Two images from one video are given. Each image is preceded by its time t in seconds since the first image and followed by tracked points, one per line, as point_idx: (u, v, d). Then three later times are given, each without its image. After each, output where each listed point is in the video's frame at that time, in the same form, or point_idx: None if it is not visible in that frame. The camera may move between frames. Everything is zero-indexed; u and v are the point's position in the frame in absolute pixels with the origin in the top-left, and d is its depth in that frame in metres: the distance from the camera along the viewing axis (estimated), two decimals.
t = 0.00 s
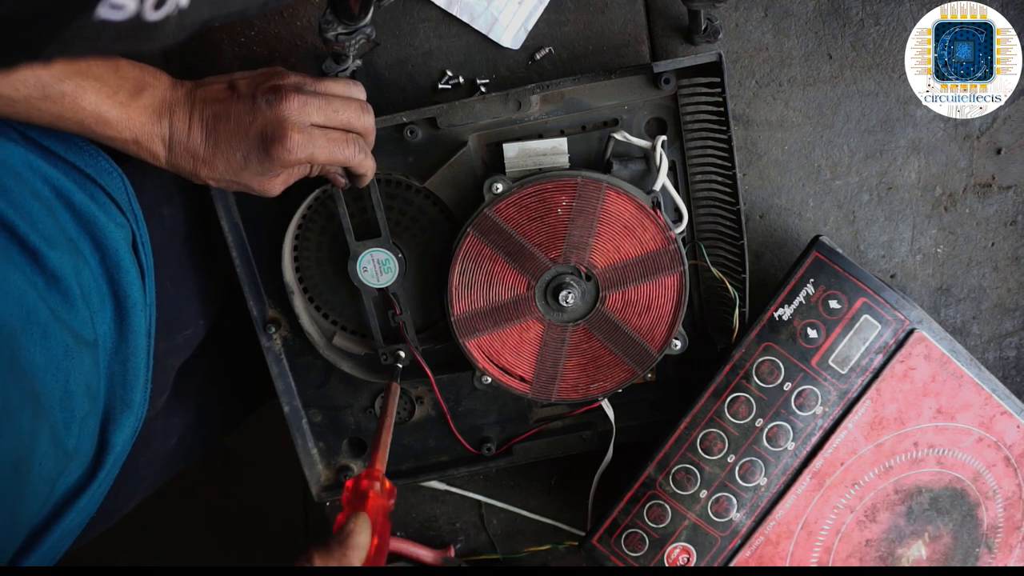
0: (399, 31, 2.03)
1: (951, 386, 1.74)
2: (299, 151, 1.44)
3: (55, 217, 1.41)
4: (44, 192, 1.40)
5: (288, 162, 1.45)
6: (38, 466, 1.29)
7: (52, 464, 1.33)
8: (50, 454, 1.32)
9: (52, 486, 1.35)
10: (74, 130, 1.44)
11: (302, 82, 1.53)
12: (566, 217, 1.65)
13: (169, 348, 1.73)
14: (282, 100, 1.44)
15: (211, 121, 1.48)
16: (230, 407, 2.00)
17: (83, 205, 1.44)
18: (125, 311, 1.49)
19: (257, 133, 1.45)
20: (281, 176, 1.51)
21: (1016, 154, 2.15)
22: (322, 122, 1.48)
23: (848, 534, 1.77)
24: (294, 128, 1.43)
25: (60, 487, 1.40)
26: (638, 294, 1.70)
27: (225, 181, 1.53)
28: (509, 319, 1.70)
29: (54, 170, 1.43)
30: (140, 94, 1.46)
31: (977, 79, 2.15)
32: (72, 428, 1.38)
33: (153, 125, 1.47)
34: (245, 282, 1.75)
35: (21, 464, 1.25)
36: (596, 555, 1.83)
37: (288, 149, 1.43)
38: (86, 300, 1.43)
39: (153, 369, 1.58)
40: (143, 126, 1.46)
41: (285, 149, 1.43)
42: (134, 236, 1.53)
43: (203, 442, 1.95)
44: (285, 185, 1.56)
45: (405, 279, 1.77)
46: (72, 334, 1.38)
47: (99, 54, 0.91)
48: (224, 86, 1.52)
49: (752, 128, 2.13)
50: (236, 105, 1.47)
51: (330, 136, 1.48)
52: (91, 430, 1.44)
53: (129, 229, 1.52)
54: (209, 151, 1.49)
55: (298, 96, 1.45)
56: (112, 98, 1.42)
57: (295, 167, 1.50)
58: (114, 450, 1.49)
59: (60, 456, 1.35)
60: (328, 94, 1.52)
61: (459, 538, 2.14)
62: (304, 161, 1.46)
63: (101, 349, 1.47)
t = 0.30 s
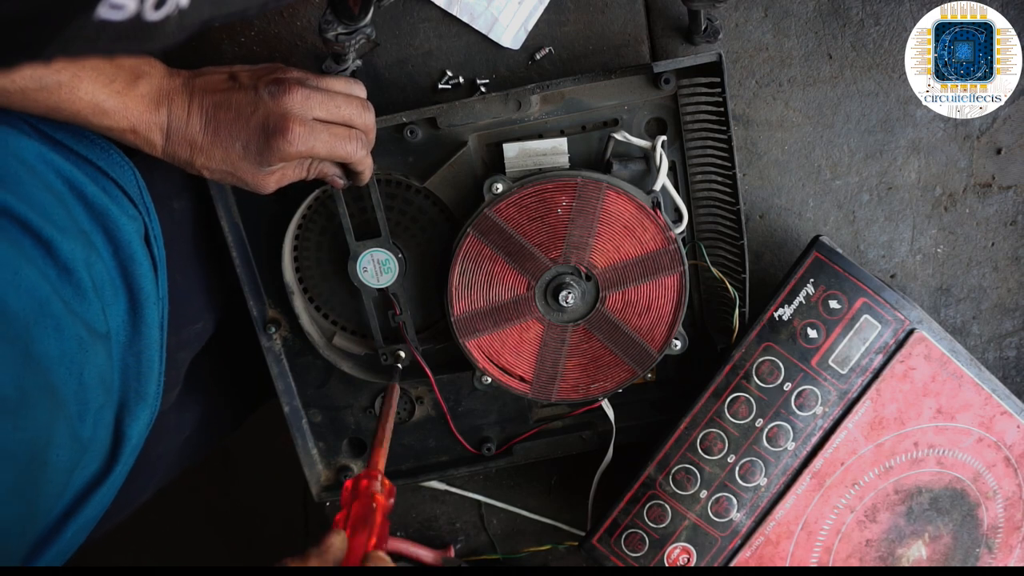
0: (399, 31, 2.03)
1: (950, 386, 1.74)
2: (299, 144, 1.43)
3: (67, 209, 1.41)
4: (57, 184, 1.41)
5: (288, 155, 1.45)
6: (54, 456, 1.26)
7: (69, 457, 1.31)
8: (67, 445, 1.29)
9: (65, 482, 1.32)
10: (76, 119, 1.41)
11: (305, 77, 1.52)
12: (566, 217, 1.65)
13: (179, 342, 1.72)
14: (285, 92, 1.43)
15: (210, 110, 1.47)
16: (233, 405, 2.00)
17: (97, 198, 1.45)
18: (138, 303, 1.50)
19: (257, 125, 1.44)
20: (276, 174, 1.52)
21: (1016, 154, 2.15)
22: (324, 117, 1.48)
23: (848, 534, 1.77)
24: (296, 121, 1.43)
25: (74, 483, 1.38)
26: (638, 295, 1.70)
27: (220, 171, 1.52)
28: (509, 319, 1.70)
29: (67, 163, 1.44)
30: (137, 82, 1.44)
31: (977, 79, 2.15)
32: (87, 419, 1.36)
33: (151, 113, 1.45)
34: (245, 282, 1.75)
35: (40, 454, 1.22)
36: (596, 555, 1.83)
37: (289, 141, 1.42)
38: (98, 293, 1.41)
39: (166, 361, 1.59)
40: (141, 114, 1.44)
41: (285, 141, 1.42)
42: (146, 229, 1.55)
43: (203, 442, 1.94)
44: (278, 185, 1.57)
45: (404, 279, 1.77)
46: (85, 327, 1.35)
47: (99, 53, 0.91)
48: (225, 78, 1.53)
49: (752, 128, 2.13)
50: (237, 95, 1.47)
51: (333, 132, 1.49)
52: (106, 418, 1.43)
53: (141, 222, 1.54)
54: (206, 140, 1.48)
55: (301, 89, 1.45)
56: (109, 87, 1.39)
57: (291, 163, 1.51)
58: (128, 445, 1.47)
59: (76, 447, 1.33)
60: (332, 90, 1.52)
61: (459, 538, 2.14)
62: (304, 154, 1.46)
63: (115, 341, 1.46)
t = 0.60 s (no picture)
0: (399, 31, 2.03)
1: (951, 386, 1.75)
2: (301, 143, 1.43)
3: (70, 230, 1.40)
4: (59, 205, 1.40)
5: (290, 156, 1.45)
6: (78, 471, 1.23)
7: (91, 472, 1.27)
8: (89, 460, 1.26)
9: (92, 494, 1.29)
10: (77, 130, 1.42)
11: (304, 77, 1.52)
12: (566, 217, 1.65)
13: (190, 351, 1.73)
14: (286, 92, 1.44)
15: (210, 111, 1.47)
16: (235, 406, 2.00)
17: (99, 217, 1.44)
18: (147, 316, 1.48)
19: (259, 126, 1.44)
20: (275, 177, 1.52)
21: (1016, 154, 2.15)
22: (325, 117, 1.48)
23: (848, 534, 1.77)
24: (297, 120, 1.43)
25: (100, 495, 1.34)
26: (638, 294, 1.70)
27: (221, 173, 1.51)
28: (509, 319, 1.70)
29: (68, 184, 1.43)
30: (134, 87, 1.43)
31: (977, 79, 2.15)
32: (104, 435, 1.33)
33: (150, 117, 1.44)
34: (245, 282, 1.75)
35: (64, 473, 1.20)
36: (596, 555, 1.83)
37: (291, 141, 1.42)
38: (105, 311, 1.40)
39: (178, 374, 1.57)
40: (140, 119, 1.43)
41: (288, 141, 1.42)
42: (150, 243, 1.55)
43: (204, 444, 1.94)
44: (277, 188, 1.57)
45: (404, 279, 1.77)
46: (95, 345, 1.33)
47: (99, 54, 0.91)
48: (224, 79, 1.54)
49: (752, 128, 2.13)
50: (237, 96, 1.46)
51: (334, 131, 1.48)
52: (123, 433, 1.38)
53: (145, 237, 1.53)
54: (208, 142, 1.47)
55: (302, 89, 1.45)
56: (108, 95, 1.39)
57: (292, 163, 1.50)
58: (148, 454, 1.47)
59: (97, 460, 1.30)
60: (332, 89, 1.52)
61: (459, 538, 2.14)
62: (306, 154, 1.46)
63: (125, 357, 1.45)
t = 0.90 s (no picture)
0: (399, 31, 2.03)
1: (951, 387, 1.74)
2: (303, 143, 1.44)
3: (72, 254, 1.40)
4: (59, 231, 1.40)
5: (292, 157, 1.45)
6: (94, 494, 1.18)
7: (107, 494, 1.23)
8: (105, 482, 1.22)
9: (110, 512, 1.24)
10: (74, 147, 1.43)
11: (302, 78, 1.53)
12: (566, 217, 1.65)
13: (196, 368, 1.77)
14: (285, 94, 1.45)
15: (210, 117, 1.46)
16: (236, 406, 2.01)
17: (100, 241, 1.44)
18: (152, 337, 1.49)
19: (260, 128, 1.45)
20: (277, 181, 1.52)
21: (1016, 154, 2.15)
22: (325, 117, 1.48)
23: (848, 534, 1.77)
24: (297, 121, 1.43)
25: (116, 515, 1.30)
26: (638, 294, 1.70)
27: (224, 178, 1.51)
28: (509, 319, 1.70)
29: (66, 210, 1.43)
30: (130, 97, 1.42)
31: (977, 79, 2.15)
32: (118, 456, 1.28)
33: (150, 126, 1.44)
34: (245, 282, 1.76)
35: (80, 501, 1.14)
36: (596, 555, 1.83)
37: (292, 142, 1.43)
38: (111, 336, 1.40)
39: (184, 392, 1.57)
40: (139, 129, 1.43)
41: (289, 142, 1.42)
42: (152, 264, 1.54)
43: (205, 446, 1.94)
44: (280, 192, 1.57)
45: (404, 279, 1.77)
46: (101, 368, 1.31)
47: (98, 54, 0.91)
48: (222, 84, 1.52)
49: (752, 128, 2.13)
50: (236, 100, 1.47)
51: (334, 131, 1.49)
52: (136, 451, 1.35)
53: (147, 258, 1.53)
54: (210, 148, 1.47)
55: (301, 90, 1.46)
56: (105, 107, 1.39)
57: (293, 165, 1.50)
58: (161, 471, 1.47)
59: (113, 480, 1.25)
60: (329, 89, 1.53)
61: (459, 538, 2.14)
62: (307, 155, 1.46)
63: (132, 379, 1.45)
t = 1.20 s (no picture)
0: (399, 31, 2.03)
1: (951, 387, 1.74)
2: (303, 141, 1.44)
3: (76, 256, 1.40)
4: (64, 232, 1.40)
5: (292, 154, 1.45)
6: (91, 498, 1.17)
7: (103, 499, 1.21)
8: (101, 486, 1.20)
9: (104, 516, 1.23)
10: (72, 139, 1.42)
11: (303, 76, 1.53)
12: (566, 217, 1.65)
13: (197, 371, 1.77)
14: (286, 91, 1.45)
15: (211, 113, 1.46)
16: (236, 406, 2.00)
17: (104, 243, 1.45)
18: (154, 342, 1.49)
19: (261, 125, 1.44)
20: (277, 178, 1.52)
21: (1016, 155, 2.15)
22: (326, 115, 1.48)
23: (848, 534, 1.77)
24: (298, 119, 1.43)
25: (111, 517, 1.30)
26: (638, 294, 1.70)
27: (224, 175, 1.51)
28: (509, 319, 1.70)
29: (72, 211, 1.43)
30: (132, 91, 1.42)
31: (977, 79, 2.15)
32: (116, 459, 1.26)
33: (151, 121, 1.43)
34: (245, 282, 1.76)
35: (75, 507, 1.13)
36: (596, 555, 1.83)
37: (293, 139, 1.43)
38: (113, 338, 1.40)
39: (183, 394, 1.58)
40: (140, 123, 1.42)
41: (290, 139, 1.42)
42: (156, 268, 1.56)
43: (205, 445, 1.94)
44: (280, 190, 1.57)
45: (404, 279, 1.77)
46: (103, 371, 1.30)
47: (98, 53, 0.91)
48: (223, 81, 1.52)
49: (752, 128, 2.13)
50: (237, 96, 1.46)
51: (335, 129, 1.49)
52: (134, 458, 1.34)
53: (151, 262, 1.54)
54: (210, 144, 1.47)
55: (302, 88, 1.46)
56: (106, 100, 1.38)
57: (293, 163, 1.50)
58: (156, 474, 1.47)
59: (110, 485, 1.24)
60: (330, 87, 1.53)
61: (459, 538, 2.14)
62: (307, 152, 1.46)
63: (133, 382, 1.44)
